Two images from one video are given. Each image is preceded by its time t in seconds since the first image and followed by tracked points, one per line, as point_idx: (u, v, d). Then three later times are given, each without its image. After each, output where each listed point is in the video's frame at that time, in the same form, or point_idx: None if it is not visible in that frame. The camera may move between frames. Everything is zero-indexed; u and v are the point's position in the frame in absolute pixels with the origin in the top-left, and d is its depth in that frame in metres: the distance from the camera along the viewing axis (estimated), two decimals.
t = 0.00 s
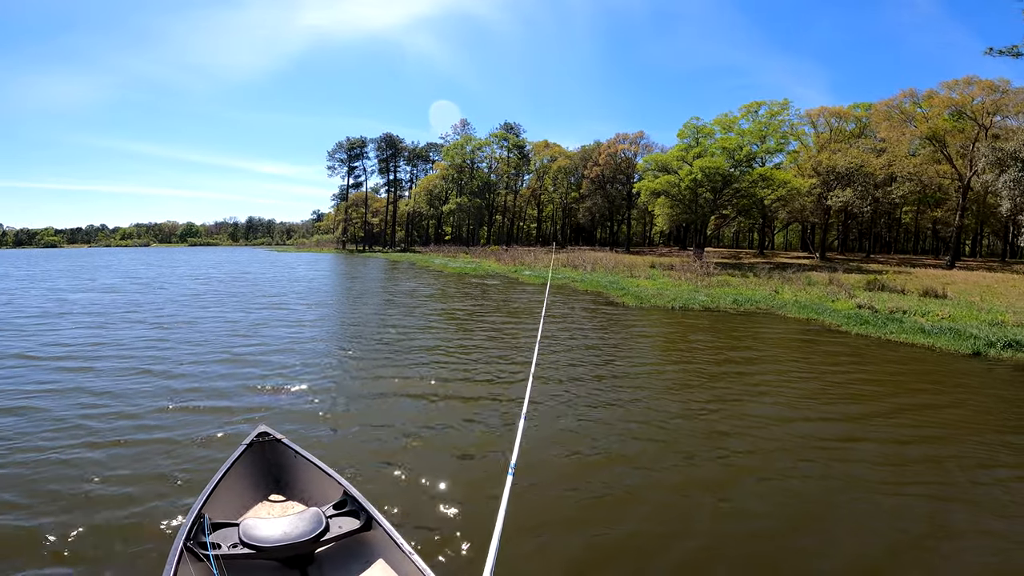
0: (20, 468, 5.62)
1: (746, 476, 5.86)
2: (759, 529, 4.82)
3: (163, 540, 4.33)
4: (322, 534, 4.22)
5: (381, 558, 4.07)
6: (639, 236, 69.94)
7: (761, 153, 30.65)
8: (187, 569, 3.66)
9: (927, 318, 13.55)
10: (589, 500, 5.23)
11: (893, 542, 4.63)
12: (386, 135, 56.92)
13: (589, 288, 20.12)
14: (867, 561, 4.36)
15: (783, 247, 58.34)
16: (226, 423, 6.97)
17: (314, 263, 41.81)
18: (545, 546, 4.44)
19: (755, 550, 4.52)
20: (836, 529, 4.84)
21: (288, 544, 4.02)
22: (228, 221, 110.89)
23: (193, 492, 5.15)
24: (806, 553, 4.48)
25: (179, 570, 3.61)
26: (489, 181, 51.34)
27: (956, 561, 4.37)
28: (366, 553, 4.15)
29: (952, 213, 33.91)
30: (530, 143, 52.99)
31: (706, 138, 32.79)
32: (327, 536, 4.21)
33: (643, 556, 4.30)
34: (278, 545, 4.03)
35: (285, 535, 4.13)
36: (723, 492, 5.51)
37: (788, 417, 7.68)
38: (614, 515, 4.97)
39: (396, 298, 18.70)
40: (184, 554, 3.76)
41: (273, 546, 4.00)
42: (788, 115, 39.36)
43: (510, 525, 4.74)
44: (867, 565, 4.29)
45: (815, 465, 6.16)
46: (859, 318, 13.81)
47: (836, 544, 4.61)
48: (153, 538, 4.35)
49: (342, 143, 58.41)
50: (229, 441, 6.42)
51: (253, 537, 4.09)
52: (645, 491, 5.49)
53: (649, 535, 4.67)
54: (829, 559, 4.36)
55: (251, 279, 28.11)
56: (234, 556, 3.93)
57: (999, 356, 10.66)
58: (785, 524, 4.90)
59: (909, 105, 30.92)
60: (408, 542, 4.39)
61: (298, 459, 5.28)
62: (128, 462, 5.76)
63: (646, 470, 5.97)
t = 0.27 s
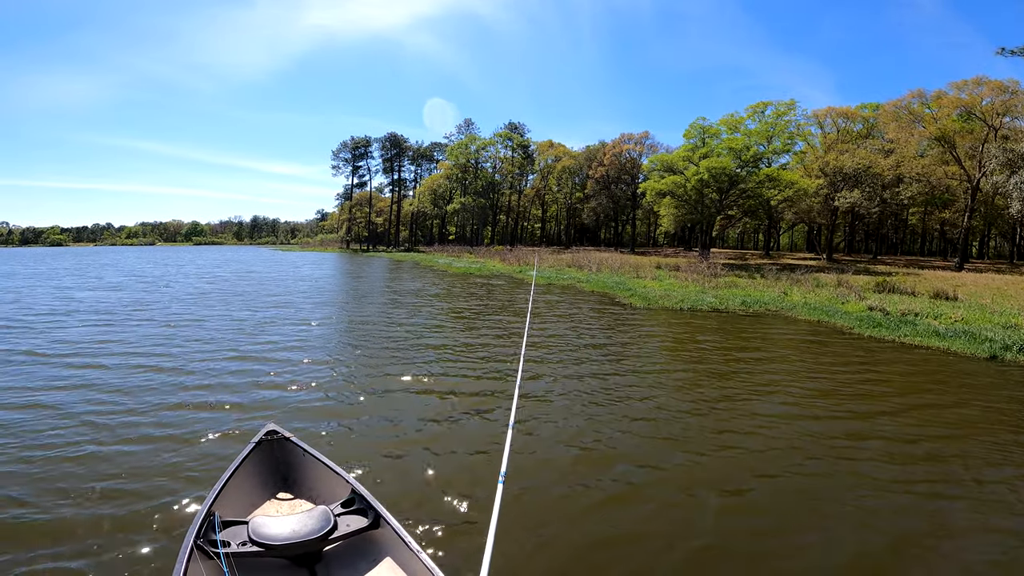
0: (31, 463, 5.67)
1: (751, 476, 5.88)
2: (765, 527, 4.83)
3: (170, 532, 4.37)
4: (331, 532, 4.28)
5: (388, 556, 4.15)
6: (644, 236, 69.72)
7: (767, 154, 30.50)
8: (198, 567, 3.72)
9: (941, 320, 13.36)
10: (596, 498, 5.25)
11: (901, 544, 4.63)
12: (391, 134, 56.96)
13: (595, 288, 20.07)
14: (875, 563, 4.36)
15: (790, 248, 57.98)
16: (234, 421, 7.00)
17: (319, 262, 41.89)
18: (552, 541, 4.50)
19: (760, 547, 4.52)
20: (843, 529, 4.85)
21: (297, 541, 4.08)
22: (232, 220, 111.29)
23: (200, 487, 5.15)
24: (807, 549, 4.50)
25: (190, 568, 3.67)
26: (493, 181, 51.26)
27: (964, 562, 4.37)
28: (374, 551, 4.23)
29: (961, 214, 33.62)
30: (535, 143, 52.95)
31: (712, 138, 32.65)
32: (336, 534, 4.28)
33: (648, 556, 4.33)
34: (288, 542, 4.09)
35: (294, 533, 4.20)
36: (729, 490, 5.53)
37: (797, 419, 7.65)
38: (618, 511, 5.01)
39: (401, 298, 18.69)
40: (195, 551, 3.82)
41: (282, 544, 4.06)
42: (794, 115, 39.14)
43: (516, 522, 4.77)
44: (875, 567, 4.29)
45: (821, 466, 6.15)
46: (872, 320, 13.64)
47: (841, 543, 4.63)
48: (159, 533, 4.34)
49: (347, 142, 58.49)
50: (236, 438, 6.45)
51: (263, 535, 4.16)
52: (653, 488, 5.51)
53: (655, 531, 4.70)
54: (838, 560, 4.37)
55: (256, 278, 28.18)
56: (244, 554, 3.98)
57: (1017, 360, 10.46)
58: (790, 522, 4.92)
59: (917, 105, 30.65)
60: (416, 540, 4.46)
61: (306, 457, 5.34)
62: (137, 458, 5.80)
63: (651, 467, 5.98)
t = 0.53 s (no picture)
0: (36, 466, 5.69)
1: (755, 479, 5.85)
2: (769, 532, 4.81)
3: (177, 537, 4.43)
4: (334, 530, 4.26)
5: (390, 555, 4.15)
6: (647, 236, 69.52)
7: (771, 154, 30.37)
8: (200, 566, 3.75)
9: (950, 322, 13.21)
10: (600, 500, 5.24)
11: (906, 548, 4.61)
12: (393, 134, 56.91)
13: (599, 289, 20.00)
14: (881, 567, 4.34)
15: (793, 248, 57.74)
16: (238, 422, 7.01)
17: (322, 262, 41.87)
18: (557, 541, 4.50)
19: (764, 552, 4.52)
20: (849, 533, 4.83)
21: (300, 540, 4.06)
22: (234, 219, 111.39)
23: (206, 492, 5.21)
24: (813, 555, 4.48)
25: (193, 566, 3.70)
26: (495, 181, 51.16)
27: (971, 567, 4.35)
28: (377, 550, 4.23)
29: (966, 215, 33.43)
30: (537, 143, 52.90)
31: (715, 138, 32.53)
32: (338, 532, 4.27)
33: (652, 559, 4.32)
34: (290, 541, 4.06)
35: (298, 531, 4.17)
36: (733, 493, 5.52)
37: (803, 421, 7.60)
38: (621, 513, 5.00)
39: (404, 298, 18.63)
40: (198, 551, 3.84)
41: (285, 542, 4.04)
42: (798, 115, 38.97)
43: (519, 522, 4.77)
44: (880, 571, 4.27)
45: (827, 469, 6.12)
46: (881, 322, 13.49)
47: (846, 547, 4.61)
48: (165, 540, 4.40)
49: (349, 142, 58.44)
50: (240, 440, 6.46)
51: (266, 533, 4.14)
52: (657, 490, 5.50)
53: (659, 534, 4.70)
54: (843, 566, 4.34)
55: (258, 277, 28.17)
56: (247, 553, 3.99)
57: None
58: (794, 527, 4.91)
59: (922, 105, 30.44)
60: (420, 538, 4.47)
61: (309, 455, 5.34)
62: (141, 461, 5.82)
63: (654, 470, 5.97)
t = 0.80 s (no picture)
0: (37, 463, 5.68)
1: (759, 481, 5.81)
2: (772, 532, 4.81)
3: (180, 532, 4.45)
4: (335, 530, 4.25)
5: (391, 555, 4.13)
6: (648, 236, 69.45)
7: (774, 154, 30.26)
8: (202, 564, 3.74)
9: (959, 324, 13.09)
10: (603, 500, 5.21)
11: (913, 550, 4.57)
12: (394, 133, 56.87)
13: (603, 289, 19.94)
14: (886, 568, 4.30)
15: (795, 249, 57.61)
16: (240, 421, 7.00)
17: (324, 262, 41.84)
18: (558, 541, 4.47)
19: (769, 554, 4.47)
20: (855, 535, 4.79)
21: (301, 539, 4.05)
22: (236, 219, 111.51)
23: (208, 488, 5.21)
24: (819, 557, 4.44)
25: (195, 564, 3.69)
26: (497, 181, 51.05)
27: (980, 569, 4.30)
28: (377, 550, 4.21)
29: (970, 215, 33.32)
30: (539, 142, 52.84)
31: (718, 137, 32.44)
32: (339, 532, 4.26)
33: (654, 559, 4.29)
34: (291, 540, 4.04)
35: (299, 530, 4.15)
36: (737, 494, 5.48)
37: (809, 423, 7.55)
38: (624, 514, 4.97)
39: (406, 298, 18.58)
40: (199, 549, 3.84)
41: (286, 541, 4.03)
42: (801, 115, 38.86)
43: (520, 524, 4.73)
44: (886, 572, 4.23)
45: (833, 471, 6.07)
46: (890, 323, 13.36)
47: (851, 548, 4.57)
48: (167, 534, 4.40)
49: (350, 141, 58.41)
50: (242, 439, 6.44)
51: (268, 532, 4.13)
52: (661, 491, 5.46)
53: (662, 535, 4.67)
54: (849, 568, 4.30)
55: (260, 277, 28.15)
56: (248, 552, 3.99)
57: None
58: (796, 527, 4.89)
59: (927, 105, 30.32)
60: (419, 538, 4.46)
61: (310, 454, 5.33)
62: (143, 458, 5.81)
63: (657, 471, 5.93)
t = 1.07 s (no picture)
0: (40, 463, 5.69)
1: (763, 479, 5.78)
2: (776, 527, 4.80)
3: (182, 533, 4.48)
4: (337, 529, 4.29)
5: (393, 554, 4.14)
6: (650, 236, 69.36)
7: (777, 154, 30.17)
8: (206, 563, 3.77)
9: (967, 325, 12.98)
10: (606, 498, 5.19)
11: (918, 549, 4.55)
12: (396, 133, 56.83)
13: (606, 289, 19.89)
14: (891, 567, 4.28)
15: (797, 250, 57.47)
16: (243, 420, 7.00)
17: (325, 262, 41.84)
18: (561, 540, 4.43)
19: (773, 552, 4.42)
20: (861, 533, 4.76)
21: (304, 538, 4.10)
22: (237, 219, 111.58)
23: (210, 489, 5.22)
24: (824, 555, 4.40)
25: (199, 562, 3.70)
26: (498, 180, 50.94)
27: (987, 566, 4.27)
28: (379, 549, 4.23)
29: (974, 215, 33.19)
30: (540, 142, 52.74)
31: (721, 137, 32.36)
32: (342, 532, 4.29)
33: (657, 555, 4.27)
34: (294, 539, 4.09)
35: (301, 530, 4.21)
36: (740, 492, 5.47)
37: (814, 422, 7.51)
38: (628, 512, 4.93)
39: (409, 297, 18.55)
40: (203, 547, 3.86)
41: (289, 540, 4.07)
42: (804, 114, 38.77)
43: (522, 521, 4.72)
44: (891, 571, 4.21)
45: (839, 470, 6.03)
46: (898, 324, 13.25)
47: (856, 545, 4.55)
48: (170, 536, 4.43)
49: (352, 141, 58.42)
50: (244, 439, 6.44)
51: (270, 532, 4.17)
52: (664, 488, 5.45)
53: (666, 532, 4.63)
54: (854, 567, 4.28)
55: (262, 276, 28.15)
56: (250, 551, 4.01)
57: None
58: (800, 524, 4.87)
59: (931, 105, 30.22)
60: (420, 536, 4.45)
61: (313, 455, 5.37)
62: (145, 459, 5.81)
63: (660, 470, 5.91)
